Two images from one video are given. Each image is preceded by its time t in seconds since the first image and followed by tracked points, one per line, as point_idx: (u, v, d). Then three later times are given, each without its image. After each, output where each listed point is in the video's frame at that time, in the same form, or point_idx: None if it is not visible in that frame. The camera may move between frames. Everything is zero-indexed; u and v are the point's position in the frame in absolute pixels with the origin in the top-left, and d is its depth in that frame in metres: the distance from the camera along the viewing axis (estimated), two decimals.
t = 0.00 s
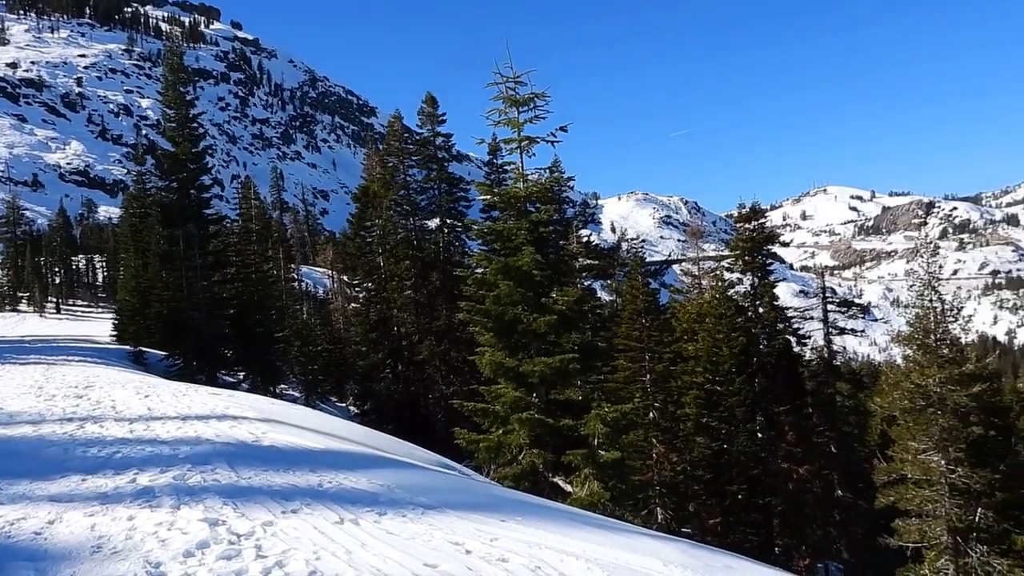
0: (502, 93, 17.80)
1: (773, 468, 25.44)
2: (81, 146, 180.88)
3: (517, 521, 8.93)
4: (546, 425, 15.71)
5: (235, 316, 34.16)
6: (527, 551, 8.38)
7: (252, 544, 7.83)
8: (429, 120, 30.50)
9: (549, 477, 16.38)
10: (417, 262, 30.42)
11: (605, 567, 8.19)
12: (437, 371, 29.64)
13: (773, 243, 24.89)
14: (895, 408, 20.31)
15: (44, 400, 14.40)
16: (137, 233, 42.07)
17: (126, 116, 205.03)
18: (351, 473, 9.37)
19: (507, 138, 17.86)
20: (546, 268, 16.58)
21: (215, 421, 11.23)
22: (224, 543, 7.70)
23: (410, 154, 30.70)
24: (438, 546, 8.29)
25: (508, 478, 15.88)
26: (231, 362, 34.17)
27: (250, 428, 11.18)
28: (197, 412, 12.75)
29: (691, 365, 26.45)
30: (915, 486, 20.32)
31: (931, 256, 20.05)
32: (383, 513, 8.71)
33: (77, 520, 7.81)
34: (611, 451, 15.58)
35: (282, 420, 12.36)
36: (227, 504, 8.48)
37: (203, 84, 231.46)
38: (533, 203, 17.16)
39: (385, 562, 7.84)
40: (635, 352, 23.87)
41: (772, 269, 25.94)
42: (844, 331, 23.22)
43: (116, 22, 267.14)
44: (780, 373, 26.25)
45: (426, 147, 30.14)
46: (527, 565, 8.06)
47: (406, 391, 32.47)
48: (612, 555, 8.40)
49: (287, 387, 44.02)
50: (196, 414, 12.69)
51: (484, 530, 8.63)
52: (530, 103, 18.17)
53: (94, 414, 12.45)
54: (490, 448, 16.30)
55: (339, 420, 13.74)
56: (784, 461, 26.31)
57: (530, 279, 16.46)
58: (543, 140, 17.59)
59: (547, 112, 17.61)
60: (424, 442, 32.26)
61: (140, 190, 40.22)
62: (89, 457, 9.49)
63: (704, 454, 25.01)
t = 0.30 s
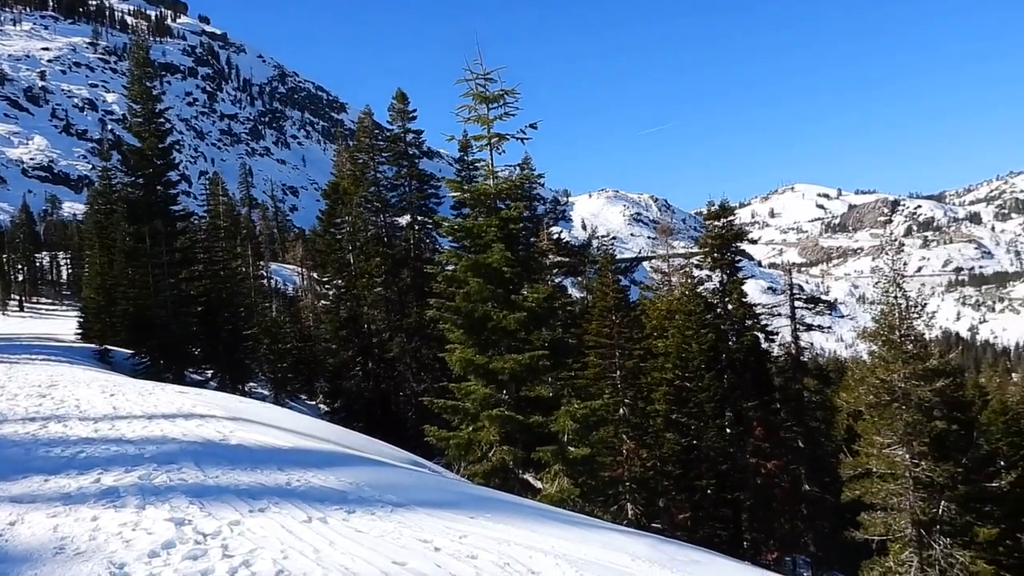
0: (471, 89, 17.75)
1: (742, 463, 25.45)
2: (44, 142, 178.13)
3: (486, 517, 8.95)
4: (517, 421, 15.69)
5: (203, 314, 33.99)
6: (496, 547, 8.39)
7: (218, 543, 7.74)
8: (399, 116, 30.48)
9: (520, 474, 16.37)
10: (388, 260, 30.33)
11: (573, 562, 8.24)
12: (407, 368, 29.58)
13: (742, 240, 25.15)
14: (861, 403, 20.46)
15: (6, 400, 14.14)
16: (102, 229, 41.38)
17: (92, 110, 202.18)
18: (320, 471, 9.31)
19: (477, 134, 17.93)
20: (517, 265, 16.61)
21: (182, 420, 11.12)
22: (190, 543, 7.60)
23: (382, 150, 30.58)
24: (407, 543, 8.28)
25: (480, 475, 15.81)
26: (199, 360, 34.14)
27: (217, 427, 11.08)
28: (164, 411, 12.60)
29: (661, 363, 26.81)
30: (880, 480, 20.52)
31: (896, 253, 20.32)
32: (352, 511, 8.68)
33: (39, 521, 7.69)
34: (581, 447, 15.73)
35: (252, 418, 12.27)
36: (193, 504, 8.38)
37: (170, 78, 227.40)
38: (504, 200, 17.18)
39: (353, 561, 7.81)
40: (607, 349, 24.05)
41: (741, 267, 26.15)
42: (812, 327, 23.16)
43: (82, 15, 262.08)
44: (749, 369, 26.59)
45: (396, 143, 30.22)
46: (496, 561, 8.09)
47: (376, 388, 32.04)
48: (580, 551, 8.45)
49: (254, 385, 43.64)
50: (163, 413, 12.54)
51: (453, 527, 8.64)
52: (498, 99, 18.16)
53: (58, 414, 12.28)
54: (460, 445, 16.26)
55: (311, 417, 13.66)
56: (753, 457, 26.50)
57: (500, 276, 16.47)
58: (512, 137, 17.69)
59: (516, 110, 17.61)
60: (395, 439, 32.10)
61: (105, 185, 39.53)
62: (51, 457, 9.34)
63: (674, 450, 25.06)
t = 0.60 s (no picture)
0: (446, 88, 17.69)
1: (716, 460, 25.74)
2: (13, 140, 175.62)
3: (461, 516, 8.95)
4: (492, 420, 15.68)
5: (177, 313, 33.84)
6: (471, 546, 8.40)
7: (190, 545, 7.66)
8: (374, 114, 30.46)
9: (496, 473, 16.38)
10: (363, 259, 30.33)
11: (547, 560, 8.26)
12: (384, 368, 29.53)
13: (717, 239, 24.83)
14: (834, 401, 20.64)
15: None
16: (74, 228, 40.91)
17: (61, 107, 199.47)
18: (294, 471, 9.27)
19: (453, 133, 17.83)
20: (492, 264, 16.58)
21: (155, 421, 11.03)
22: (161, 545, 7.52)
23: (357, 149, 30.55)
24: (381, 543, 8.26)
25: (455, 474, 15.77)
26: (173, 360, 33.96)
27: (190, 427, 10.99)
28: (136, 412, 12.49)
29: (637, 360, 27.28)
30: (852, 476, 20.69)
31: (868, 252, 20.45)
32: (326, 512, 8.65)
33: (7, 524, 7.58)
34: (556, 446, 15.86)
35: (227, 418, 12.20)
36: (165, 505, 8.31)
37: (143, 75, 223.74)
38: (479, 199, 17.14)
39: (327, 561, 7.77)
40: (582, 347, 24.00)
41: (716, 266, 25.74)
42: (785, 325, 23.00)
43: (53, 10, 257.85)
44: (723, 367, 26.36)
45: (371, 141, 30.24)
46: (471, 560, 8.10)
47: (352, 388, 32.05)
48: (555, 549, 8.48)
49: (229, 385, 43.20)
50: (135, 414, 12.42)
51: (428, 526, 8.63)
52: (474, 97, 18.13)
53: (27, 415, 12.14)
54: (436, 444, 16.17)
55: (286, 417, 13.62)
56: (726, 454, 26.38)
57: (475, 275, 16.44)
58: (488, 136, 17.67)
59: (491, 109, 17.64)
60: (371, 439, 31.99)
61: (76, 184, 39.01)
62: (20, 459, 9.23)
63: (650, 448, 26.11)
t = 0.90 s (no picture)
0: (422, 85, 17.63)
1: (693, 458, 25.10)
2: None
3: (437, 514, 8.97)
4: (468, 418, 15.71)
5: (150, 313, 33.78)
6: (446, 545, 8.42)
7: (163, 546, 7.59)
8: (350, 112, 30.36)
9: (472, 471, 16.41)
10: (340, 257, 30.38)
11: (522, 558, 8.30)
12: (360, 366, 29.19)
13: (693, 237, 24.63)
14: (808, 398, 20.87)
15: None
16: (46, 227, 40.48)
17: (33, 105, 196.14)
18: (269, 471, 9.24)
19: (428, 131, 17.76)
20: (468, 263, 16.60)
21: (128, 422, 10.95)
22: (133, 547, 7.44)
23: (333, 147, 30.67)
24: (356, 543, 8.25)
25: (431, 473, 15.70)
26: (146, 360, 33.89)
27: (164, 428, 10.91)
28: (109, 413, 12.39)
29: (614, 359, 27.69)
30: (826, 473, 20.89)
31: (842, 250, 20.68)
32: (300, 512, 8.63)
33: None
34: (531, 443, 15.94)
35: (201, 419, 12.12)
36: (137, 506, 8.24)
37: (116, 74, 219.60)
38: (455, 197, 17.14)
39: (301, 561, 7.74)
40: (559, 346, 24.45)
41: (691, 264, 25.66)
42: (761, 323, 23.15)
43: (26, 6, 253.26)
44: (700, 365, 25.78)
45: (348, 139, 30.49)
46: (446, 559, 8.11)
47: (329, 387, 31.79)
48: (530, 547, 8.52)
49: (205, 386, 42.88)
50: (108, 415, 12.30)
51: (403, 526, 8.64)
52: (450, 95, 18.12)
53: None
54: (412, 443, 16.09)
55: (261, 417, 13.56)
56: (703, 452, 25.61)
57: (451, 274, 16.41)
58: (464, 134, 17.69)
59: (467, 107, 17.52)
60: (348, 438, 31.86)
61: (48, 182, 38.67)
62: None
63: (626, 445, 26.91)
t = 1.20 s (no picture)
0: (394, 82, 17.55)
1: (664, 455, 25.52)
2: None
3: (407, 513, 9.01)
4: (440, 416, 15.73)
5: (118, 311, 33.37)
6: (416, 543, 8.46)
7: (128, 546, 7.49)
8: (322, 109, 30.25)
9: (442, 469, 16.42)
10: (311, 255, 30.32)
11: (492, 555, 8.38)
12: (332, 365, 29.31)
13: (665, 236, 24.64)
14: (777, 395, 21.03)
15: None
16: (12, 224, 39.90)
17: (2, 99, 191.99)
18: (238, 470, 9.22)
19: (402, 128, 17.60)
20: (440, 261, 16.58)
21: (95, 421, 10.84)
22: (98, 547, 7.34)
23: (305, 144, 30.52)
24: (325, 541, 8.24)
25: (403, 471, 15.77)
26: (114, 358, 33.47)
27: (131, 428, 10.82)
28: (75, 412, 12.24)
29: (586, 357, 27.72)
30: (795, 469, 21.16)
31: (812, 248, 20.66)
32: (269, 510, 8.63)
33: None
34: (503, 441, 15.95)
35: (170, 418, 12.04)
36: (102, 506, 8.15)
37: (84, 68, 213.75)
38: (427, 195, 17.14)
39: (270, 559, 7.71)
40: (532, 344, 24.27)
41: (664, 262, 25.64)
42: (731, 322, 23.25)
43: None
44: (671, 362, 25.82)
45: (319, 135, 30.12)
46: (416, 556, 8.15)
47: (300, 386, 31.54)
48: (500, 544, 8.61)
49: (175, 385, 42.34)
50: (74, 414, 12.16)
51: (373, 524, 8.67)
52: (422, 92, 18.12)
53: None
54: (383, 441, 15.99)
55: (231, 417, 13.48)
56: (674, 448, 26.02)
57: (423, 271, 16.36)
58: (436, 132, 17.57)
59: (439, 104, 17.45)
60: (320, 437, 31.70)
61: (14, 177, 38.18)
62: None
63: (598, 443, 26.59)
